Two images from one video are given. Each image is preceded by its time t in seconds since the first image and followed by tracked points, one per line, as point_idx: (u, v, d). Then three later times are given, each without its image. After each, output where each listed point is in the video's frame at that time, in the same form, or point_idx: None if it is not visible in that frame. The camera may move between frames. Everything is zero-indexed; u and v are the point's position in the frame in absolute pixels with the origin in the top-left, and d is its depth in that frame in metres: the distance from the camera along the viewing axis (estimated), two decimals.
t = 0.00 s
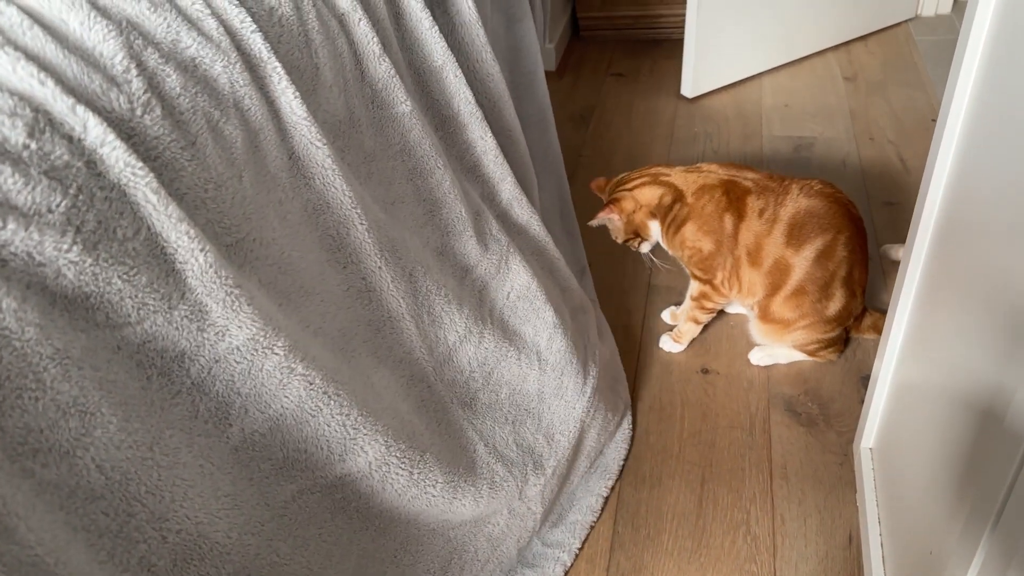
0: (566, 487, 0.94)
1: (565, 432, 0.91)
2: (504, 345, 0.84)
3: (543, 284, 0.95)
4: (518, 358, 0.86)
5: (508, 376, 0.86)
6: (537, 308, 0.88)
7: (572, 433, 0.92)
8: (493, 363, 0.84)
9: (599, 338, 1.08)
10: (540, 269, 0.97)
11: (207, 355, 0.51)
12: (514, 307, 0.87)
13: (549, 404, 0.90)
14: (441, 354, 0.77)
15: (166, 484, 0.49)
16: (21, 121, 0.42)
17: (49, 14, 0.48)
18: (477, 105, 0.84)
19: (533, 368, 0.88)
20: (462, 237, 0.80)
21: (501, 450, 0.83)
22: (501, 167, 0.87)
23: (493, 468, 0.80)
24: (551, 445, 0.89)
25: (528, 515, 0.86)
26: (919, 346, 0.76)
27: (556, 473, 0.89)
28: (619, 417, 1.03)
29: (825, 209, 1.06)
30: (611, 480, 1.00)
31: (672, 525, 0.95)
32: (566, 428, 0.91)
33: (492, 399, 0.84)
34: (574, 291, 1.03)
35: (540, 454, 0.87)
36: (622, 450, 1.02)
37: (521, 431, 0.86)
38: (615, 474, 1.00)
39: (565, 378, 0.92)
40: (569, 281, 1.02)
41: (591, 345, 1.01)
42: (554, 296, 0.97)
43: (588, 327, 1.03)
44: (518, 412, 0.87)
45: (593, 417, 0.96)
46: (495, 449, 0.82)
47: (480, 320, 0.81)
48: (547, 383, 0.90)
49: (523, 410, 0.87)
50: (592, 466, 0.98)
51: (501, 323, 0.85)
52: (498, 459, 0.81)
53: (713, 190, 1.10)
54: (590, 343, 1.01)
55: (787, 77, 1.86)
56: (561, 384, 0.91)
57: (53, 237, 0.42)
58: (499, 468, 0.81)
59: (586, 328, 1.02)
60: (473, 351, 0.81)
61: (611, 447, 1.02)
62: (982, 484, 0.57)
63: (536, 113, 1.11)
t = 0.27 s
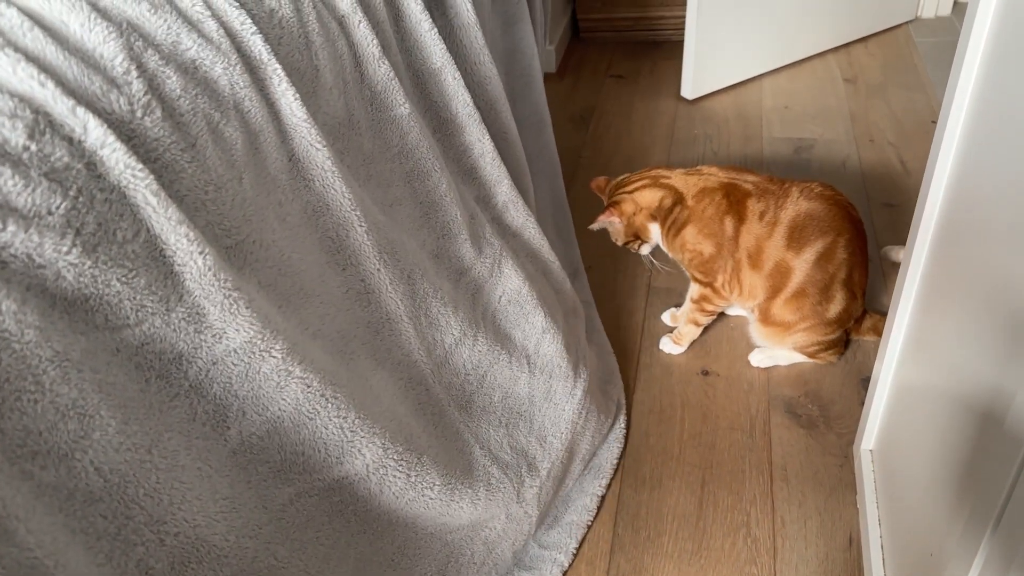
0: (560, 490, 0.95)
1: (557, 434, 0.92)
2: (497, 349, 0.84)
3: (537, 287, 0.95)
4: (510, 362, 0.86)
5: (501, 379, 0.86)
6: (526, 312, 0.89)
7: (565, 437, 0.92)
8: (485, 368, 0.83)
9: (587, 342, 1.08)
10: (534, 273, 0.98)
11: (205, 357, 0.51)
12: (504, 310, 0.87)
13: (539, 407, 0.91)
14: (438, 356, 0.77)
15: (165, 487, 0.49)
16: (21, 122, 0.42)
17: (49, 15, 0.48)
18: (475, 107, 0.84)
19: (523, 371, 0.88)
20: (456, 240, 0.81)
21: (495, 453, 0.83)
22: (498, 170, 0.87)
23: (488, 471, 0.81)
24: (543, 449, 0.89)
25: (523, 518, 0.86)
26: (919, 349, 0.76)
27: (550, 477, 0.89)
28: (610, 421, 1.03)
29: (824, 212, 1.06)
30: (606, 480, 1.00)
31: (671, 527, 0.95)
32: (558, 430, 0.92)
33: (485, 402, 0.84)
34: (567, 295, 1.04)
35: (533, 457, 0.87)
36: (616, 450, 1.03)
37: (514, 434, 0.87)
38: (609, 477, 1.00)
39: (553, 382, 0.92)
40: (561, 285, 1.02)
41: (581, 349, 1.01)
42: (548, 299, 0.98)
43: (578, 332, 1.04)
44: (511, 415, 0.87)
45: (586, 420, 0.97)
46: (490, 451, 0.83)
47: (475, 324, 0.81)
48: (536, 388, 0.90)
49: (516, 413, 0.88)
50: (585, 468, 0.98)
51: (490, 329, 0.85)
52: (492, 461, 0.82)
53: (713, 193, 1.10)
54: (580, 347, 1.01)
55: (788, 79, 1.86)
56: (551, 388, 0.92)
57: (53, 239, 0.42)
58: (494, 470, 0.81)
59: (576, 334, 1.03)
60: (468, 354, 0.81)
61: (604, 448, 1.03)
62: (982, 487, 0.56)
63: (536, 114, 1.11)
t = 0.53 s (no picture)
0: (555, 491, 0.95)
1: (552, 435, 0.92)
2: (491, 351, 0.84)
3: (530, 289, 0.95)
4: (504, 364, 0.87)
5: (495, 381, 0.86)
6: (520, 314, 0.89)
7: (560, 437, 0.93)
8: (478, 370, 0.83)
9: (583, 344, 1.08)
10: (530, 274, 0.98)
11: (202, 358, 0.51)
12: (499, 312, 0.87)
13: (534, 408, 0.91)
14: (433, 357, 0.77)
15: (162, 488, 0.49)
16: (21, 123, 0.42)
17: (49, 16, 0.48)
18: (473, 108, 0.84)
19: (517, 372, 0.88)
20: (452, 241, 0.81)
21: (490, 454, 0.83)
22: (496, 171, 0.87)
23: (482, 472, 0.81)
24: (538, 450, 0.90)
25: (517, 519, 0.86)
26: (917, 349, 0.76)
27: (545, 478, 0.89)
28: (605, 422, 1.03)
29: (823, 213, 1.05)
30: (603, 480, 1.00)
31: (669, 527, 0.95)
32: (552, 431, 0.92)
33: (479, 403, 0.84)
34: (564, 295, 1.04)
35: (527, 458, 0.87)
36: (613, 451, 1.03)
37: (509, 434, 0.87)
38: (606, 478, 1.00)
39: (546, 383, 0.93)
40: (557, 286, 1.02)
41: (577, 351, 1.01)
42: (542, 299, 0.98)
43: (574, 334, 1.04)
44: (505, 416, 0.87)
45: (581, 422, 0.97)
46: (485, 453, 0.83)
47: (469, 325, 0.81)
48: (531, 390, 0.90)
49: (511, 414, 0.88)
50: (580, 469, 0.99)
51: (483, 331, 0.85)
52: (486, 461, 0.82)
53: (712, 194, 1.10)
54: (574, 348, 1.01)
55: (788, 79, 1.86)
56: (544, 389, 0.92)
57: (52, 240, 0.42)
58: (488, 471, 0.81)
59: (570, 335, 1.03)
60: (463, 355, 0.81)
61: (601, 449, 1.03)
62: (980, 488, 0.56)
63: (535, 115, 1.11)
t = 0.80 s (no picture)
0: (553, 490, 0.95)
1: (549, 435, 0.92)
2: (488, 351, 0.84)
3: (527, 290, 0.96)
4: (502, 364, 0.87)
5: (492, 380, 0.86)
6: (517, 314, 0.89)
7: (557, 437, 0.93)
8: (475, 370, 0.83)
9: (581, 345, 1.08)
10: (527, 275, 0.98)
11: (201, 357, 0.51)
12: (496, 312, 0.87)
13: (531, 408, 0.91)
14: (430, 356, 0.78)
15: (160, 488, 0.49)
16: (20, 122, 0.42)
17: (48, 16, 0.48)
18: (471, 108, 0.84)
19: (514, 372, 0.88)
20: (450, 242, 0.81)
21: (486, 454, 0.83)
22: (495, 171, 0.87)
23: (479, 472, 0.81)
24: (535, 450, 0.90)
25: (514, 519, 0.86)
26: (916, 349, 0.76)
27: (542, 478, 0.89)
28: (603, 422, 1.03)
29: (819, 215, 1.06)
30: (600, 480, 1.00)
31: (667, 527, 0.95)
32: (549, 431, 0.92)
33: (476, 403, 0.84)
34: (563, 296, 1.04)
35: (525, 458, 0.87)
36: (611, 451, 1.03)
37: (506, 434, 0.87)
38: (604, 478, 1.00)
39: (543, 383, 0.93)
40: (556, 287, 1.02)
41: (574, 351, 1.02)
42: (540, 299, 0.98)
43: (572, 334, 1.04)
44: (502, 416, 0.87)
45: (579, 422, 0.97)
46: (482, 453, 0.83)
47: (466, 325, 0.81)
48: (528, 390, 0.91)
49: (508, 414, 0.88)
50: (578, 469, 0.99)
51: (480, 331, 0.85)
52: (482, 461, 0.82)
53: (710, 195, 1.10)
54: (572, 348, 1.01)
55: (788, 79, 1.86)
56: (541, 389, 0.92)
57: (51, 240, 0.42)
58: (485, 471, 0.81)
59: (569, 336, 1.03)
60: (461, 355, 0.81)
61: (598, 449, 1.03)
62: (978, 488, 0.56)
63: (534, 115, 1.11)
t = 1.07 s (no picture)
0: (553, 489, 0.95)
1: (548, 435, 0.92)
2: (488, 351, 0.84)
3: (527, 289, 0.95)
4: (502, 363, 0.87)
5: (492, 380, 0.86)
6: (518, 314, 0.89)
7: (557, 437, 0.93)
8: (475, 369, 0.83)
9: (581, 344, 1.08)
10: (528, 275, 0.98)
11: (200, 357, 0.51)
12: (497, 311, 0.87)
13: (531, 407, 0.91)
14: (430, 356, 0.77)
15: (160, 487, 0.49)
16: (20, 121, 0.42)
17: (48, 15, 0.48)
18: (471, 108, 0.84)
19: (514, 371, 0.88)
20: (450, 241, 0.81)
21: (486, 453, 0.83)
22: (495, 171, 0.87)
23: (478, 471, 0.81)
24: (536, 450, 0.90)
25: (513, 519, 0.86)
26: (916, 349, 0.75)
27: (542, 477, 0.89)
28: (603, 422, 1.03)
29: (817, 216, 1.06)
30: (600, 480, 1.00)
31: (667, 527, 0.95)
32: (548, 431, 0.92)
33: (476, 403, 0.84)
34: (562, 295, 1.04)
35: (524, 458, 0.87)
36: (610, 451, 1.03)
37: (505, 434, 0.87)
38: (604, 478, 1.00)
39: (543, 383, 0.93)
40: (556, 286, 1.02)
41: (575, 351, 1.02)
42: (540, 299, 0.98)
43: (572, 334, 1.04)
44: (502, 416, 0.87)
45: (578, 422, 0.97)
46: (481, 453, 0.83)
47: (466, 325, 0.81)
48: (529, 390, 0.91)
49: (508, 414, 0.88)
50: (577, 468, 0.99)
51: (481, 330, 0.85)
52: (482, 461, 0.82)
53: (709, 196, 1.10)
54: (572, 348, 1.01)
55: (788, 79, 1.86)
56: (540, 389, 0.92)
57: (52, 239, 0.42)
58: (484, 471, 0.81)
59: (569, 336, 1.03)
60: (461, 354, 0.81)
61: (597, 449, 1.03)
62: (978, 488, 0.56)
63: (534, 114, 1.11)
